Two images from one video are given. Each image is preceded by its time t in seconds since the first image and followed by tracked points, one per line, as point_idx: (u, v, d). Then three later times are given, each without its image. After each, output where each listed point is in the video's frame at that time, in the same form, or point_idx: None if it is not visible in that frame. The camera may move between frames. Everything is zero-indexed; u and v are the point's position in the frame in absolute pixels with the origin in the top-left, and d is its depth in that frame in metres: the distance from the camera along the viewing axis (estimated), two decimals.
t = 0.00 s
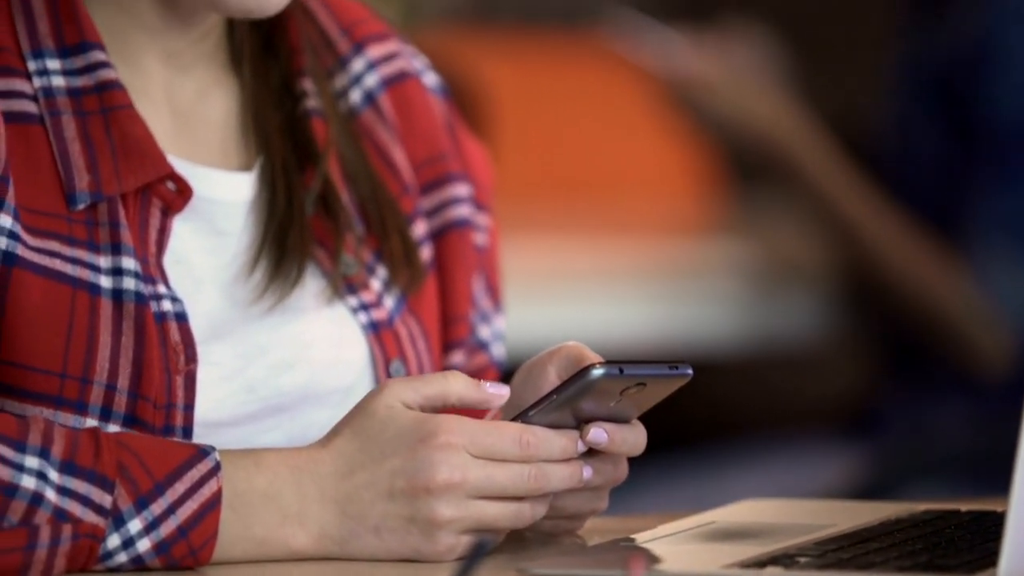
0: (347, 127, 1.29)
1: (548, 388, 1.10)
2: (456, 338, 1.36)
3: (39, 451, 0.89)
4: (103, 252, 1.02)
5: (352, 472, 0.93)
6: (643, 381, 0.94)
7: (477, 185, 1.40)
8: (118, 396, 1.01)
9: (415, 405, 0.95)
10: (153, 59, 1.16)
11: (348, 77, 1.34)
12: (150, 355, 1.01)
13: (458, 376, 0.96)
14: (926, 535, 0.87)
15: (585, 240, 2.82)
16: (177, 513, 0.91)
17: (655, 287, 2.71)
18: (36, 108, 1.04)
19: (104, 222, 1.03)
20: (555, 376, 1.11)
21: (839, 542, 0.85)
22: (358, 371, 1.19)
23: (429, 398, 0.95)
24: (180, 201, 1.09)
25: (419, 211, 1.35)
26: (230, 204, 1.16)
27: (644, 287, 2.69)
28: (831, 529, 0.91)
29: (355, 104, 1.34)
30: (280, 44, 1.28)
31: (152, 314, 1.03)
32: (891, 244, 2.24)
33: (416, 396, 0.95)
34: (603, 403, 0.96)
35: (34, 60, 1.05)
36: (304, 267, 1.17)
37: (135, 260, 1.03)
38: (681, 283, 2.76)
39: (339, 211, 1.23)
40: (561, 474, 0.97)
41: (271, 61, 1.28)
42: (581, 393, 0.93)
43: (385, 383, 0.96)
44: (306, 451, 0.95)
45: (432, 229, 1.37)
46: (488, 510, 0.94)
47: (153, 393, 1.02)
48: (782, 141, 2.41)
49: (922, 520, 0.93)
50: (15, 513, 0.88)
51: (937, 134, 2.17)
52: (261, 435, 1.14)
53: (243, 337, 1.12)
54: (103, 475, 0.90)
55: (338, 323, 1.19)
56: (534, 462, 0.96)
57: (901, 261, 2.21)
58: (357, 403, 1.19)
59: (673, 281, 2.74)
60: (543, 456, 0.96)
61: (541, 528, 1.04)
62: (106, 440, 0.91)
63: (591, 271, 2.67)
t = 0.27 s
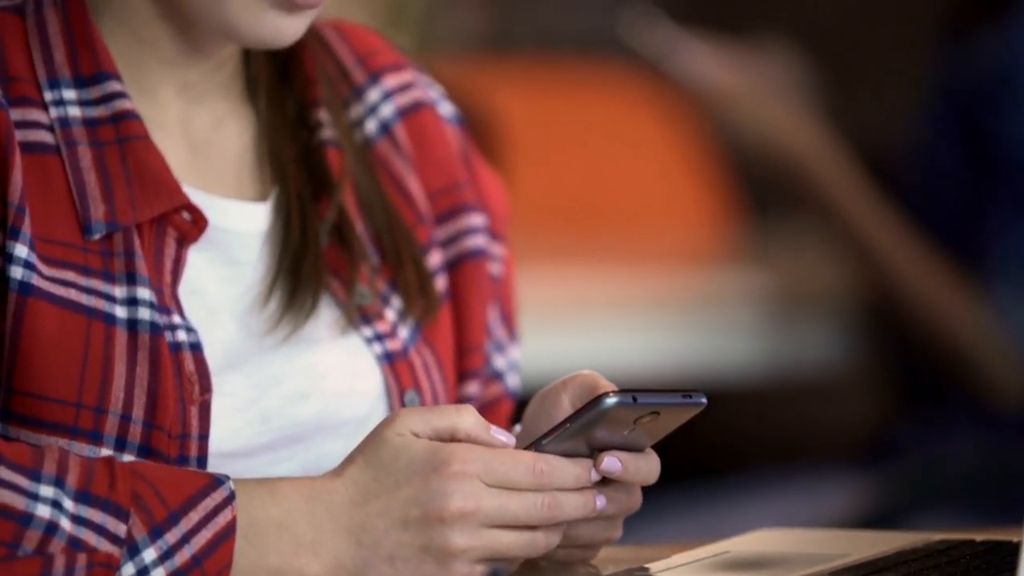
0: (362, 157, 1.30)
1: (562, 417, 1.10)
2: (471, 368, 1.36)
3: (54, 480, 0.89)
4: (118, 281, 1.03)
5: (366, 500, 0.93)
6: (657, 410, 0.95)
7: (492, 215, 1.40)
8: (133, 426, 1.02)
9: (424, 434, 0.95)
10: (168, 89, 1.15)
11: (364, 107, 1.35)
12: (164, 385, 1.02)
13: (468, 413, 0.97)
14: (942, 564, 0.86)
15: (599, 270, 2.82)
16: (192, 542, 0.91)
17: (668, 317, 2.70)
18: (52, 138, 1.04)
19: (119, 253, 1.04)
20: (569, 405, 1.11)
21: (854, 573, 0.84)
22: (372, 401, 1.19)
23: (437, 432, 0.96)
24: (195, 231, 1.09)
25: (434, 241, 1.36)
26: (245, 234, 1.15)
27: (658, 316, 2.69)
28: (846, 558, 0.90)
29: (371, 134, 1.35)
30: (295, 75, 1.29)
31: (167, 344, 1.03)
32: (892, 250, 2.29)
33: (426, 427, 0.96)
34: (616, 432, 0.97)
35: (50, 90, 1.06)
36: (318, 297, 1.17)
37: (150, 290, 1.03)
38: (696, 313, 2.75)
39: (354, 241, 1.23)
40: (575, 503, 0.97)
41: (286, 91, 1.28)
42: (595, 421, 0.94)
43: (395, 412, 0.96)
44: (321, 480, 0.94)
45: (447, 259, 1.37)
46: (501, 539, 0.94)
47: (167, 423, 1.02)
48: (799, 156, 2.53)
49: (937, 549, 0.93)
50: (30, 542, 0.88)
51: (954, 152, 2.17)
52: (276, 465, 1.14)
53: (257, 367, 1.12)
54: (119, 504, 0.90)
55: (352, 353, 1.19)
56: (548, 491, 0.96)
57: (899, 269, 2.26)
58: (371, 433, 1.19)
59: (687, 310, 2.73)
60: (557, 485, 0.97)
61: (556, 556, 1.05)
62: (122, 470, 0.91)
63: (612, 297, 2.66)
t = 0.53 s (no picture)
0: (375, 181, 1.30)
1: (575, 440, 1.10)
2: (484, 392, 1.36)
3: (67, 502, 0.89)
4: (133, 304, 1.03)
5: (380, 522, 0.93)
6: (669, 435, 0.95)
7: (506, 239, 1.40)
8: (146, 449, 1.02)
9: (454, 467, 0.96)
10: (183, 111, 1.15)
11: (378, 131, 1.36)
12: (178, 408, 1.02)
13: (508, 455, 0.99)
14: None
15: (612, 293, 2.82)
16: (205, 564, 0.91)
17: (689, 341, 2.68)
18: (67, 161, 1.05)
19: (133, 275, 1.04)
20: (581, 429, 1.11)
21: None
22: (385, 424, 1.19)
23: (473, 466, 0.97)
24: (209, 254, 1.09)
25: (447, 264, 1.36)
26: (259, 258, 1.14)
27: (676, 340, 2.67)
28: None
29: (385, 158, 1.35)
30: (309, 98, 1.30)
31: (181, 366, 1.03)
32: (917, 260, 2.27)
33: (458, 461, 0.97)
34: (629, 456, 0.97)
35: (65, 113, 1.07)
36: (331, 321, 1.16)
37: (164, 313, 1.03)
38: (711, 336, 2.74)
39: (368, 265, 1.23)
40: (587, 526, 0.98)
41: (300, 114, 1.28)
42: (608, 445, 0.94)
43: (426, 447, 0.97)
44: (334, 502, 0.94)
45: (461, 282, 1.37)
46: (512, 561, 0.95)
47: (181, 445, 1.02)
48: (824, 159, 2.43)
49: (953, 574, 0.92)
50: (44, 564, 0.87)
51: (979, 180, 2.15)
52: (288, 488, 1.14)
53: (271, 391, 1.12)
54: (132, 526, 0.89)
55: (365, 376, 1.18)
56: (561, 514, 0.97)
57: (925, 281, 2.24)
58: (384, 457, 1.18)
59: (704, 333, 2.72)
60: (571, 508, 0.97)
61: None
62: (135, 492, 0.91)
63: (625, 323, 2.66)
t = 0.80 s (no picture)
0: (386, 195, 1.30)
1: (586, 452, 1.10)
2: (495, 405, 1.35)
3: (80, 515, 0.88)
4: (144, 317, 1.03)
5: (391, 535, 0.93)
6: (681, 448, 0.94)
7: (517, 252, 1.40)
8: (158, 462, 1.02)
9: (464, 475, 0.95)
10: (194, 126, 1.15)
11: (390, 144, 1.36)
12: (189, 421, 1.02)
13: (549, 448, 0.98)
14: None
15: (625, 305, 2.82)
16: None
17: (700, 352, 2.68)
18: (79, 175, 1.05)
19: (145, 288, 1.04)
20: (594, 440, 1.10)
21: None
22: (397, 436, 1.19)
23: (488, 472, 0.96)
24: (221, 268, 1.09)
25: (458, 277, 1.36)
26: (271, 271, 1.14)
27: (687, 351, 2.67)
28: None
29: (396, 171, 1.35)
30: (320, 113, 1.30)
31: (192, 379, 1.03)
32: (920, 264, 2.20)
33: (473, 464, 0.96)
34: (640, 468, 0.97)
35: (77, 127, 1.07)
36: (342, 334, 1.16)
37: (176, 326, 1.03)
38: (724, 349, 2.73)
39: (379, 277, 1.23)
40: (599, 537, 0.98)
41: (312, 128, 1.29)
42: (619, 458, 0.94)
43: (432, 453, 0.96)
44: (346, 515, 0.94)
45: (472, 295, 1.37)
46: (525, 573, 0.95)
47: (192, 458, 1.02)
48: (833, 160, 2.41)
49: None
50: None
51: (988, 186, 2.19)
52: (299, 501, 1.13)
53: (282, 404, 1.11)
54: (144, 539, 0.89)
55: (378, 390, 1.18)
56: (573, 526, 0.97)
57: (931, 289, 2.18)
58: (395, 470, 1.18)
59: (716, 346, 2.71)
60: (583, 520, 0.97)
61: None
62: (147, 505, 0.90)
63: (635, 335, 2.66)
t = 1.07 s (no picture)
0: (396, 203, 1.30)
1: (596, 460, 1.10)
2: (505, 413, 1.35)
3: (90, 523, 0.88)
4: (155, 326, 1.03)
5: (399, 543, 0.93)
6: (690, 455, 0.95)
7: (527, 260, 1.40)
8: (168, 470, 1.02)
9: (459, 478, 0.96)
10: (205, 134, 1.15)
11: (400, 153, 1.36)
12: (200, 428, 1.02)
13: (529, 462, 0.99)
14: None
15: (637, 312, 2.81)
16: None
17: (711, 359, 2.68)
18: (89, 184, 1.05)
19: (156, 297, 1.04)
20: (603, 448, 1.10)
21: None
22: (407, 444, 1.19)
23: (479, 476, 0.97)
24: (231, 276, 1.09)
25: (468, 285, 1.36)
26: (281, 279, 1.14)
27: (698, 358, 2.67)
28: None
29: (406, 179, 1.35)
30: (330, 121, 1.30)
31: (203, 388, 1.03)
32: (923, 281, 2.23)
33: (461, 470, 0.96)
34: (649, 476, 0.97)
35: (88, 136, 1.07)
36: (353, 341, 1.16)
37: (186, 334, 1.04)
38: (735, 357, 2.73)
39: (389, 285, 1.23)
40: (608, 546, 0.98)
41: (322, 136, 1.29)
42: (627, 466, 0.94)
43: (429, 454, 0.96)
44: (355, 522, 0.94)
45: (482, 303, 1.37)
46: None
47: (203, 466, 1.02)
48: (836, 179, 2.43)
49: None
50: None
51: (989, 197, 2.18)
52: (310, 509, 1.12)
53: (292, 412, 1.11)
54: (154, 547, 0.89)
55: (388, 397, 1.18)
56: (581, 534, 0.97)
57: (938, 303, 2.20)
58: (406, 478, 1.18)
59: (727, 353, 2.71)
60: (591, 528, 0.97)
61: None
62: (157, 512, 0.90)
63: (645, 344, 2.66)
